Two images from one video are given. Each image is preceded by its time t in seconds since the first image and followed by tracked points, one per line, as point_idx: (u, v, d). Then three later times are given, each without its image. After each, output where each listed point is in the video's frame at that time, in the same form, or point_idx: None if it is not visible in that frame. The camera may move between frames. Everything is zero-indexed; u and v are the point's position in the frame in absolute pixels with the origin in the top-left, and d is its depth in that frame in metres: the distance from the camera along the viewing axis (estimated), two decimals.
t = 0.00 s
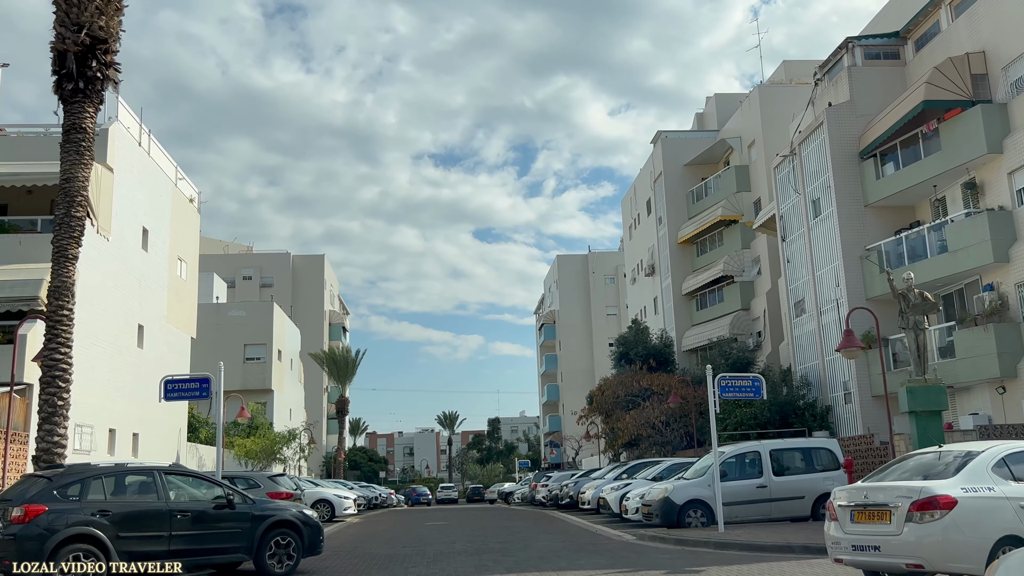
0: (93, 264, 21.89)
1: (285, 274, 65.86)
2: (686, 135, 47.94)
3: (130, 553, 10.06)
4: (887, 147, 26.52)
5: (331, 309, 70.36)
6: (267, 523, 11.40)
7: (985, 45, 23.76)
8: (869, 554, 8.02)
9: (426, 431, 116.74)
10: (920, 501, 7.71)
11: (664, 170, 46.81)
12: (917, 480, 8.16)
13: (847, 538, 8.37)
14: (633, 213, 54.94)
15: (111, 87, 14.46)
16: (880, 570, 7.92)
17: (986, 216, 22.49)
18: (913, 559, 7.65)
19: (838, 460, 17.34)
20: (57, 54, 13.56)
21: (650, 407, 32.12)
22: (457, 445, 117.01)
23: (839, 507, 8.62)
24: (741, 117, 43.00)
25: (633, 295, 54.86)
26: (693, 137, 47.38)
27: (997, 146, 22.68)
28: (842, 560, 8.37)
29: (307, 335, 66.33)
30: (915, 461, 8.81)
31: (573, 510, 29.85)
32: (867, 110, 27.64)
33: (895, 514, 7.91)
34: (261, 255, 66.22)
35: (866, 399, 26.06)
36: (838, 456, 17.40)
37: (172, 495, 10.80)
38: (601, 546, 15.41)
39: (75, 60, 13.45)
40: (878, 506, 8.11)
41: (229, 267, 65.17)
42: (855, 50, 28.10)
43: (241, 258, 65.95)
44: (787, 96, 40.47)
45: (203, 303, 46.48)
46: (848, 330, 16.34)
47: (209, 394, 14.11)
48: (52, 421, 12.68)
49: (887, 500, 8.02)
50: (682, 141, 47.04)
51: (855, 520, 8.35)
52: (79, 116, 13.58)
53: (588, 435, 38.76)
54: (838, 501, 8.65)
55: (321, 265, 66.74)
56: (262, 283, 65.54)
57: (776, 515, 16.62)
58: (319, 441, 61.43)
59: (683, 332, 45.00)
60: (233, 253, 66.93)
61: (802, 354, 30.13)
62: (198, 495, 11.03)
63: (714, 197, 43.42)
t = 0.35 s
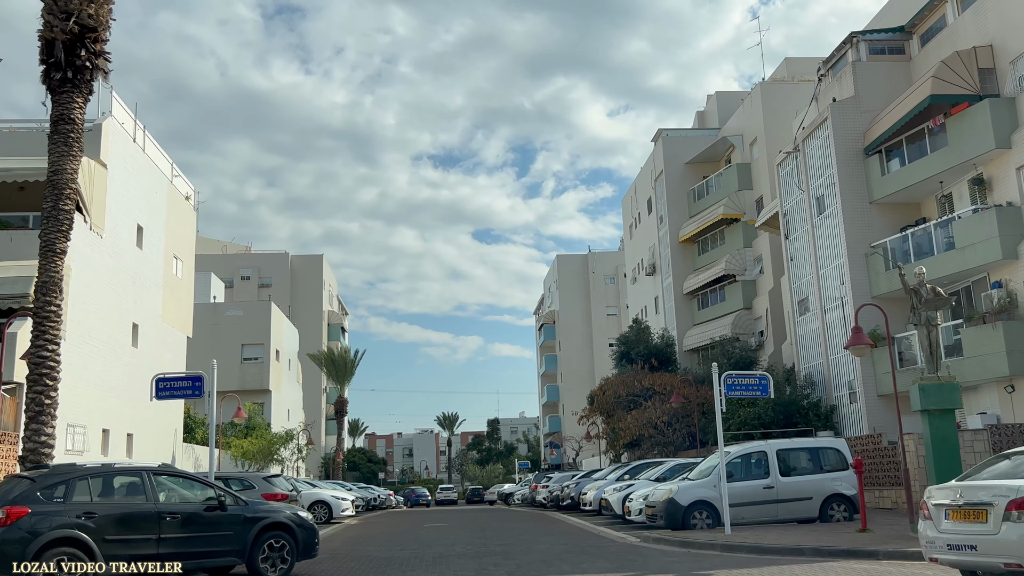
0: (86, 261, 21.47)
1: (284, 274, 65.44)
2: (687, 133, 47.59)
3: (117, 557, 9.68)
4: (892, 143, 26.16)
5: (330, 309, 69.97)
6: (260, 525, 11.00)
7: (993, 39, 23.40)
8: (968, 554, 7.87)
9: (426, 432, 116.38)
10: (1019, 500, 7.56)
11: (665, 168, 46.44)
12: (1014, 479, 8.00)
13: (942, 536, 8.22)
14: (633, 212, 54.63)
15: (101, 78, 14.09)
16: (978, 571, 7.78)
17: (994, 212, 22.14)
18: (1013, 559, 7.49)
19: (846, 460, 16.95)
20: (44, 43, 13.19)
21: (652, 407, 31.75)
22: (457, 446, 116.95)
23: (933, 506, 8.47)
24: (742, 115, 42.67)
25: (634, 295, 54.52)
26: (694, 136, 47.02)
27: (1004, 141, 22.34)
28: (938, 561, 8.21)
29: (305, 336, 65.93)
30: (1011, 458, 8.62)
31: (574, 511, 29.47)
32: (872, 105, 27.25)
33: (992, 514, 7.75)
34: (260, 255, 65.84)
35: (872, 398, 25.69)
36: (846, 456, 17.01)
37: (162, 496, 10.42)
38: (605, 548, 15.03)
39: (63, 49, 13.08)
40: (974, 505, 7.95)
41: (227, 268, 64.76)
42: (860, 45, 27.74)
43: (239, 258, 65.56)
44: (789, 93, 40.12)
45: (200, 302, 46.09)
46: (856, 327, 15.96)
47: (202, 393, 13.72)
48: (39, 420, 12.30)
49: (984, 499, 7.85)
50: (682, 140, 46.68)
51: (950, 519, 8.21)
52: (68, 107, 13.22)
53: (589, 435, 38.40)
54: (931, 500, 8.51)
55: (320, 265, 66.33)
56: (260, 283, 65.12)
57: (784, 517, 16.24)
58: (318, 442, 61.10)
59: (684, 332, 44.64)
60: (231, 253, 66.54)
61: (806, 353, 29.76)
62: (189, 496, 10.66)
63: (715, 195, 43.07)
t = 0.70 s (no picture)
0: (80, 257, 21.10)
1: (282, 273, 64.99)
2: (688, 131, 47.21)
3: (102, 560, 9.30)
4: (897, 138, 25.80)
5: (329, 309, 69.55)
6: (252, 527, 10.62)
7: (1001, 32, 23.07)
8: None
9: (425, 432, 115.96)
10: None
11: (666, 167, 46.07)
12: None
13: None
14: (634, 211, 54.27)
15: (91, 66, 13.71)
16: None
17: (1003, 208, 21.79)
18: None
19: (855, 459, 16.56)
20: (31, 29, 12.81)
21: (653, 407, 31.36)
22: (456, 446, 116.55)
23: None
24: (744, 112, 42.32)
25: (635, 294, 54.17)
26: (695, 134, 46.66)
27: (1013, 136, 22.00)
28: None
29: (304, 336, 65.52)
30: None
31: (575, 513, 29.07)
32: (877, 101, 26.87)
33: None
34: (259, 254, 65.42)
35: (878, 398, 25.32)
36: (855, 456, 16.62)
37: (151, 497, 10.03)
38: (608, 550, 14.65)
39: (50, 36, 12.70)
40: None
41: (225, 267, 64.30)
42: (864, 40, 27.39)
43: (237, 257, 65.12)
44: (792, 90, 39.77)
45: (198, 302, 45.68)
46: (866, 323, 15.60)
47: (194, 391, 13.33)
48: (25, 419, 11.91)
49: None
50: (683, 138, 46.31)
51: None
52: (55, 96, 12.84)
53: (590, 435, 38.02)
54: None
55: (319, 264, 65.90)
56: (259, 283, 64.66)
57: (791, 518, 15.86)
58: (316, 442, 60.67)
59: (686, 331, 44.27)
60: (229, 253, 66.08)
61: (810, 352, 29.37)
62: (179, 497, 10.28)
63: (717, 193, 42.71)
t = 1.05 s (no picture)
0: (72, 253, 20.70)
1: (281, 272, 64.60)
2: (690, 129, 46.84)
3: (87, 563, 8.92)
4: (904, 134, 25.40)
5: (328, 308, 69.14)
6: (244, 528, 10.22)
7: (1010, 25, 22.70)
8: None
9: (424, 432, 115.57)
10: None
11: (668, 164, 45.69)
12: None
13: None
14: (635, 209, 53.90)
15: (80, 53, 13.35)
16: None
17: (1012, 203, 21.40)
18: None
19: (864, 459, 16.17)
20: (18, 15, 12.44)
21: (655, 406, 30.97)
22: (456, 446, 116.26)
23: None
24: (747, 109, 41.94)
25: (635, 293, 53.81)
26: (697, 131, 46.26)
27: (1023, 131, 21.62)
28: None
29: (303, 335, 65.11)
30: None
31: (577, 514, 28.69)
32: (883, 96, 26.49)
33: None
34: (258, 253, 65.01)
35: (884, 397, 24.93)
36: (865, 456, 16.24)
37: (138, 497, 9.64)
38: (611, 552, 14.28)
39: (38, 21, 12.33)
40: None
41: (224, 266, 63.85)
42: (870, 34, 27.01)
43: (236, 256, 64.70)
44: (795, 87, 39.39)
45: (195, 300, 45.27)
46: (876, 320, 15.21)
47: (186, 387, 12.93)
48: (10, 417, 11.51)
49: None
50: (685, 135, 45.92)
51: None
52: (43, 83, 12.48)
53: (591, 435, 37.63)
54: None
55: (318, 263, 65.52)
56: (258, 281, 64.26)
57: (799, 519, 15.49)
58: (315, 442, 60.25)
59: (687, 330, 43.89)
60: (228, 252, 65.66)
61: (815, 351, 28.99)
62: (168, 497, 9.89)
63: (719, 191, 42.33)
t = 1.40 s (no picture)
0: (64, 248, 20.28)
1: (279, 271, 64.20)
2: (692, 126, 46.48)
3: (69, 565, 8.53)
4: (911, 128, 25.02)
5: (327, 306, 68.76)
6: (236, 529, 9.84)
7: (1020, 18, 22.36)
8: None
9: (423, 431, 115.29)
10: None
11: (669, 162, 45.31)
12: None
13: None
14: (636, 207, 53.54)
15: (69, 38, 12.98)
16: None
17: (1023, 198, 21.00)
18: None
19: (873, 458, 15.79)
20: None
21: (657, 406, 30.61)
22: (455, 445, 116.27)
23: None
24: (749, 106, 41.62)
25: (636, 291, 53.44)
26: (699, 128, 45.90)
27: None
28: None
29: (301, 333, 64.73)
30: None
31: (578, 514, 28.30)
32: (889, 91, 26.12)
33: None
34: (257, 252, 64.58)
35: (890, 395, 24.54)
36: (874, 455, 15.86)
37: (124, 496, 9.25)
38: (615, 554, 13.90)
39: (26, 4, 11.95)
40: None
41: (223, 265, 63.39)
42: (876, 28, 26.66)
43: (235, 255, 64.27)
44: (798, 83, 39.05)
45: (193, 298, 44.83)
46: (887, 316, 14.83)
47: (179, 384, 12.53)
48: None
49: None
50: (688, 132, 45.56)
51: None
52: (31, 69, 12.12)
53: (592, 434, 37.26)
54: None
55: (317, 261, 65.13)
56: (256, 280, 63.87)
57: (808, 520, 15.12)
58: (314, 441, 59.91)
59: (689, 328, 43.52)
60: (226, 250, 65.18)
61: (819, 349, 28.61)
62: (157, 497, 9.51)
63: (721, 188, 41.97)
